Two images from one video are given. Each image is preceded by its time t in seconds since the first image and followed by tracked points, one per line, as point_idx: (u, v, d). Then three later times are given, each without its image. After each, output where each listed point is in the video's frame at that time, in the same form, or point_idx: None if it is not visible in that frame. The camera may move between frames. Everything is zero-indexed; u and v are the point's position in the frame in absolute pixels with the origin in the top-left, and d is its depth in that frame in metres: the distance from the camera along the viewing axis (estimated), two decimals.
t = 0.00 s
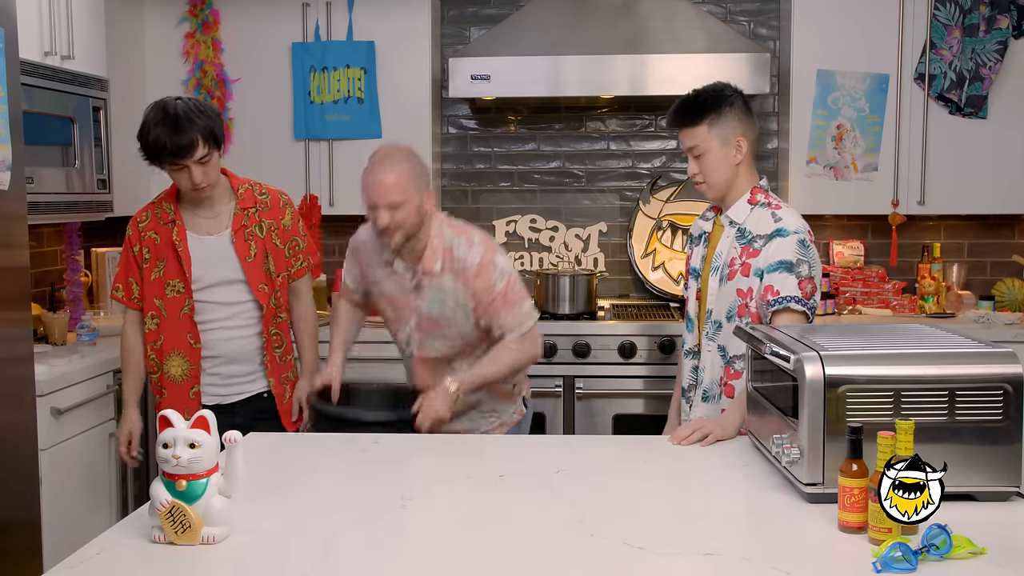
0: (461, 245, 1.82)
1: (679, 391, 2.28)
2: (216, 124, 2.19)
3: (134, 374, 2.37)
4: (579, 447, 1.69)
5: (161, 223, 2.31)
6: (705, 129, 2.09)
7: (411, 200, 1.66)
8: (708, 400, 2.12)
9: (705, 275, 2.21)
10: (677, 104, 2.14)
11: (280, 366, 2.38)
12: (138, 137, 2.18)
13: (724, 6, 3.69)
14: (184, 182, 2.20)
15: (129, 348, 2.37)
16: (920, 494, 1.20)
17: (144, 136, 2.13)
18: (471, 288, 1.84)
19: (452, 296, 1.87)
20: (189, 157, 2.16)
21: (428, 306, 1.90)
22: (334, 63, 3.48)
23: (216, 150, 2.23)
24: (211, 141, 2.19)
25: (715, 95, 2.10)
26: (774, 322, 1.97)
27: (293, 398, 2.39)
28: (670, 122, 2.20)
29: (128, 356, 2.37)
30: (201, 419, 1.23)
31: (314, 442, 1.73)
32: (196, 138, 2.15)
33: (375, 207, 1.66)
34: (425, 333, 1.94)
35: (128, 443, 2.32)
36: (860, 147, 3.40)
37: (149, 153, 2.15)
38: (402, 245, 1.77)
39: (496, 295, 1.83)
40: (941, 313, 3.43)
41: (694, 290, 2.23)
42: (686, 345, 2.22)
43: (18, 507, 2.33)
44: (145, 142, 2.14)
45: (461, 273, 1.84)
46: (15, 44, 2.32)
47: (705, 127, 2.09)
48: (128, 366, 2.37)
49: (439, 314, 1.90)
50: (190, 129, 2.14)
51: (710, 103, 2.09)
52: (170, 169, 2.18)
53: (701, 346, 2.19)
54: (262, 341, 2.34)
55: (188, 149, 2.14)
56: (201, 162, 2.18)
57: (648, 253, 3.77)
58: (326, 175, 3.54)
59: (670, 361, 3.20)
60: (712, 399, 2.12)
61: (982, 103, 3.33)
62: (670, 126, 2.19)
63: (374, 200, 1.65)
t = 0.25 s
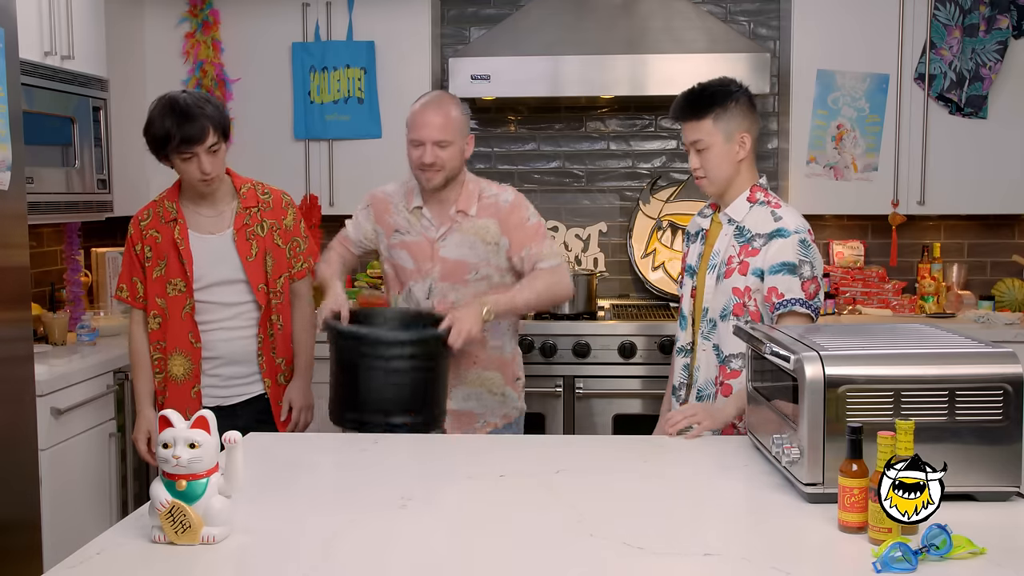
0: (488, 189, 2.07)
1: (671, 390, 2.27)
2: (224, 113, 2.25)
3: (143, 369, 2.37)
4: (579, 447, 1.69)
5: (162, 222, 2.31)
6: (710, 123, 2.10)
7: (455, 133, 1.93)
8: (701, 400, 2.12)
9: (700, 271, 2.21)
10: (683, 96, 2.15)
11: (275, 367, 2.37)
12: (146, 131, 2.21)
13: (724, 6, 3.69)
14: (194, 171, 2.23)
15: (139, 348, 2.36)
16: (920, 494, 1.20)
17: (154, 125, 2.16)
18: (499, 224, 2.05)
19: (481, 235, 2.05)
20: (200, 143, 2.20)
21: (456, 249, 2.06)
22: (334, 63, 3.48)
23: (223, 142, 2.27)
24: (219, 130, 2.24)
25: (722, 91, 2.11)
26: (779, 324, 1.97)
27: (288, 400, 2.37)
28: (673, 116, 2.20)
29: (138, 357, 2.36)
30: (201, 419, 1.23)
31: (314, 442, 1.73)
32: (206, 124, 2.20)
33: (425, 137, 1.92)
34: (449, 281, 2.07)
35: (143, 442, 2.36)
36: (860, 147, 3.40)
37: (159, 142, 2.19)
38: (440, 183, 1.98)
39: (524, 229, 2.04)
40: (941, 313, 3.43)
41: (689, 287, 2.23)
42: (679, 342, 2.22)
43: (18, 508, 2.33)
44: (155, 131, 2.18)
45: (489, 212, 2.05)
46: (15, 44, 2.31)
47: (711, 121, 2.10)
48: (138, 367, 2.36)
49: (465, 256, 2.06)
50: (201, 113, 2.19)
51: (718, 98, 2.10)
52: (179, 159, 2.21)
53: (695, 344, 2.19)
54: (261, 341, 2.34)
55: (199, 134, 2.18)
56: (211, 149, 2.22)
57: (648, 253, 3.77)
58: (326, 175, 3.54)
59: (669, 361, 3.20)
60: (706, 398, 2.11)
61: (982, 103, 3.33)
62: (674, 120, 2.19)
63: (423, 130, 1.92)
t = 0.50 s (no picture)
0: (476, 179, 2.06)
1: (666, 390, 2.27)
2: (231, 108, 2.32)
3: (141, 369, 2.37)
4: (579, 447, 1.69)
5: (161, 220, 2.32)
6: (722, 119, 2.07)
7: (449, 124, 1.92)
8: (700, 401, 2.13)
9: (699, 270, 2.20)
10: (695, 89, 2.12)
11: (279, 367, 2.37)
12: (154, 127, 2.26)
13: (723, 6, 3.69)
14: (202, 160, 2.25)
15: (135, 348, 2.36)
16: (920, 494, 1.20)
17: (164, 114, 2.22)
18: (489, 210, 2.03)
19: (471, 222, 2.02)
20: (208, 131, 2.25)
21: (447, 237, 2.03)
22: (334, 63, 3.48)
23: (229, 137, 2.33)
24: (227, 123, 2.30)
25: (736, 88, 2.08)
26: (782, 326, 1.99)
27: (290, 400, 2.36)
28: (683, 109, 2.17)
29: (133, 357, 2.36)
30: (201, 419, 1.24)
31: (313, 442, 1.73)
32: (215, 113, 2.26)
33: (421, 128, 1.89)
34: (440, 269, 2.04)
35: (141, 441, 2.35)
36: (860, 147, 3.40)
37: (168, 132, 2.24)
38: (434, 177, 1.96)
39: (514, 212, 2.03)
40: (941, 313, 3.43)
41: (687, 287, 2.22)
42: (675, 342, 2.21)
43: (18, 508, 2.33)
44: (165, 121, 2.24)
45: (481, 201, 2.03)
46: (15, 43, 2.31)
47: (722, 116, 2.07)
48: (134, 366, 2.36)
49: (456, 245, 2.03)
50: (209, 103, 2.26)
51: (732, 95, 2.07)
52: (188, 148, 2.24)
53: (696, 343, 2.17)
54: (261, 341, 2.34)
55: (208, 121, 2.24)
56: (219, 138, 2.27)
57: (648, 253, 3.77)
58: (326, 176, 3.54)
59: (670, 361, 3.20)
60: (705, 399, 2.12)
61: (982, 103, 3.33)
62: (683, 113, 2.16)
63: (418, 121, 1.89)
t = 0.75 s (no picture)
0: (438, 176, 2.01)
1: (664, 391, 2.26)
2: (227, 106, 2.37)
3: (133, 368, 2.41)
4: (579, 447, 1.69)
5: (157, 218, 2.33)
6: (733, 115, 2.07)
7: (415, 117, 1.88)
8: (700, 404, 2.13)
9: (700, 271, 2.21)
10: (709, 83, 2.12)
11: (277, 367, 2.33)
12: (151, 123, 2.30)
13: (724, 6, 3.69)
14: (199, 154, 2.28)
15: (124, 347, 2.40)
16: (921, 494, 1.20)
17: (161, 108, 2.26)
18: (452, 207, 1.97)
19: (436, 220, 1.96)
20: (205, 124, 2.29)
21: (411, 237, 1.96)
22: (334, 63, 3.48)
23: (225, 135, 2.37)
24: (223, 121, 2.35)
25: (746, 84, 2.09)
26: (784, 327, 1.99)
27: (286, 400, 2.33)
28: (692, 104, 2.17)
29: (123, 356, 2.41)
30: (201, 419, 1.24)
31: (313, 442, 1.73)
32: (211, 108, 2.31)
33: (387, 119, 1.84)
34: (406, 271, 1.97)
35: (131, 438, 2.40)
36: (860, 147, 3.40)
37: (166, 125, 2.28)
38: (400, 171, 1.90)
39: (475, 205, 1.97)
40: (941, 313, 3.43)
41: (685, 288, 2.22)
42: (675, 343, 2.20)
43: (18, 508, 2.33)
44: (162, 115, 2.28)
45: (445, 199, 1.98)
46: (15, 43, 2.31)
47: (733, 112, 2.07)
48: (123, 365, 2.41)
49: (421, 244, 1.97)
50: (206, 98, 2.31)
51: (746, 91, 2.08)
52: (185, 142, 2.28)
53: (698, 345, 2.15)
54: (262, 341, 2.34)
55: (205, 114, 2.29)
56: (216, 133, 2.31)
57: (648, 253, 3.77)
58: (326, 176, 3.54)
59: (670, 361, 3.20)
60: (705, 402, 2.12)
61: (982, 103, 3.33)
62: (693, 107, 2.15)
63: (383, 113, 1.84)
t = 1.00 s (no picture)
0: (409, 177, 2.01)
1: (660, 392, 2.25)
2: (221, 107, 2.42)
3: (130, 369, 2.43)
4: (579, 447, 1.69)
5: (154, 219, 2.35)
6: (739, 113, 2.07)
7: (388, 114, 1.84)
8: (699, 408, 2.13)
9: (700, 271, 2.20)
10: (716, 80, 2.12)
11: (265, 364, 2.31)
12: (145, 124, 2.36)
13: (723, 6, 3.69)
14: (191, 151, 2.32)
15: (122, 347, 2.41)
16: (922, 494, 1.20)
17: (153, 107, 2.33)
18: (424, 208, 1.98)
19: (407, 223, 1.97)
20: (197, 122, 2.34)
21: (384, 240, 1.96)
22: (334, 63, 3.48)
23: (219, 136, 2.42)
24: (216, 120, 2.40)
25: (752, 82, 2.09)
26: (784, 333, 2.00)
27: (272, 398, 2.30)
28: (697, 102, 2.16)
29: (121, 356, 2.42)
30: (201, 419, 1.24)
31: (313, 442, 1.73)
32: (203, 107, 2.36)
33: (359, 117, 1.80)
34: (378, 275, 1.97)
35: (129, 437, 2.40)
36: (860, 147, 3.40)
37: (158, 124, 2.34)
38: (374, 170, 1.88)
39: (446, 207, 1.97)
40: (941, 313, 3.43)
41: (685, 286, 2.21)
42: (674, 344, 2.19)
43: (18, 508, 2.33)
44: (154, 115, 2.34)
45: (417, 200, 1.98)
46: (15, 43, 2.31)
47: (740, 110, 2.07)
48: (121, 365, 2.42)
49: (393, 248, 1.97)
50: (198, 97, 2.36)
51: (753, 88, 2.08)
52: (176, 140, 2.32)
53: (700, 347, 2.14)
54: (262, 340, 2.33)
55: (196, 112, 2.34)
56: (207, 131, 2.35)
57: (648, 253, 3.77)
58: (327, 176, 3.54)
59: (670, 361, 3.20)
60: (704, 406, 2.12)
61: (982, 103, 3.33)
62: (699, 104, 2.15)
63: (355, 111, 1.80)
